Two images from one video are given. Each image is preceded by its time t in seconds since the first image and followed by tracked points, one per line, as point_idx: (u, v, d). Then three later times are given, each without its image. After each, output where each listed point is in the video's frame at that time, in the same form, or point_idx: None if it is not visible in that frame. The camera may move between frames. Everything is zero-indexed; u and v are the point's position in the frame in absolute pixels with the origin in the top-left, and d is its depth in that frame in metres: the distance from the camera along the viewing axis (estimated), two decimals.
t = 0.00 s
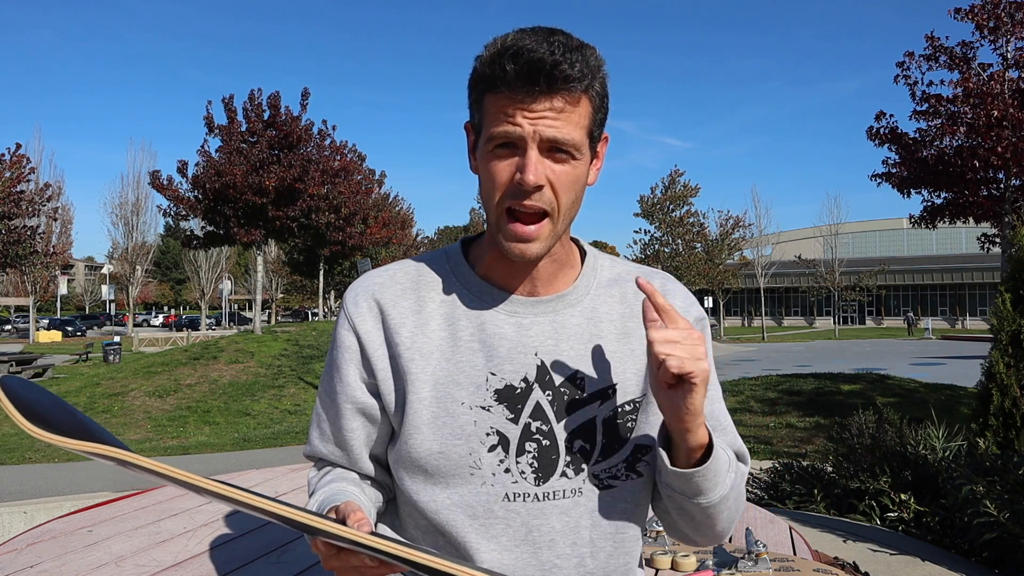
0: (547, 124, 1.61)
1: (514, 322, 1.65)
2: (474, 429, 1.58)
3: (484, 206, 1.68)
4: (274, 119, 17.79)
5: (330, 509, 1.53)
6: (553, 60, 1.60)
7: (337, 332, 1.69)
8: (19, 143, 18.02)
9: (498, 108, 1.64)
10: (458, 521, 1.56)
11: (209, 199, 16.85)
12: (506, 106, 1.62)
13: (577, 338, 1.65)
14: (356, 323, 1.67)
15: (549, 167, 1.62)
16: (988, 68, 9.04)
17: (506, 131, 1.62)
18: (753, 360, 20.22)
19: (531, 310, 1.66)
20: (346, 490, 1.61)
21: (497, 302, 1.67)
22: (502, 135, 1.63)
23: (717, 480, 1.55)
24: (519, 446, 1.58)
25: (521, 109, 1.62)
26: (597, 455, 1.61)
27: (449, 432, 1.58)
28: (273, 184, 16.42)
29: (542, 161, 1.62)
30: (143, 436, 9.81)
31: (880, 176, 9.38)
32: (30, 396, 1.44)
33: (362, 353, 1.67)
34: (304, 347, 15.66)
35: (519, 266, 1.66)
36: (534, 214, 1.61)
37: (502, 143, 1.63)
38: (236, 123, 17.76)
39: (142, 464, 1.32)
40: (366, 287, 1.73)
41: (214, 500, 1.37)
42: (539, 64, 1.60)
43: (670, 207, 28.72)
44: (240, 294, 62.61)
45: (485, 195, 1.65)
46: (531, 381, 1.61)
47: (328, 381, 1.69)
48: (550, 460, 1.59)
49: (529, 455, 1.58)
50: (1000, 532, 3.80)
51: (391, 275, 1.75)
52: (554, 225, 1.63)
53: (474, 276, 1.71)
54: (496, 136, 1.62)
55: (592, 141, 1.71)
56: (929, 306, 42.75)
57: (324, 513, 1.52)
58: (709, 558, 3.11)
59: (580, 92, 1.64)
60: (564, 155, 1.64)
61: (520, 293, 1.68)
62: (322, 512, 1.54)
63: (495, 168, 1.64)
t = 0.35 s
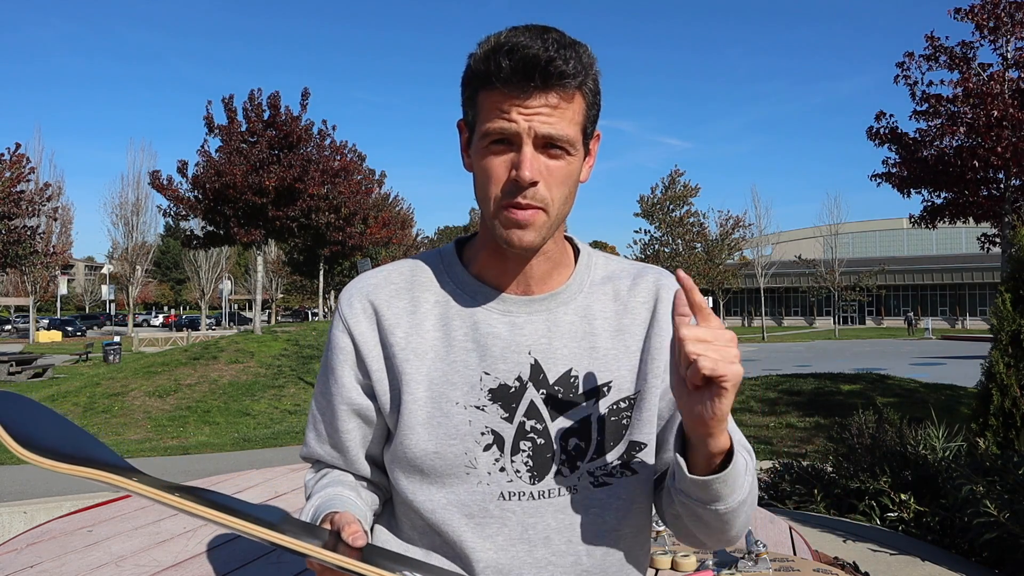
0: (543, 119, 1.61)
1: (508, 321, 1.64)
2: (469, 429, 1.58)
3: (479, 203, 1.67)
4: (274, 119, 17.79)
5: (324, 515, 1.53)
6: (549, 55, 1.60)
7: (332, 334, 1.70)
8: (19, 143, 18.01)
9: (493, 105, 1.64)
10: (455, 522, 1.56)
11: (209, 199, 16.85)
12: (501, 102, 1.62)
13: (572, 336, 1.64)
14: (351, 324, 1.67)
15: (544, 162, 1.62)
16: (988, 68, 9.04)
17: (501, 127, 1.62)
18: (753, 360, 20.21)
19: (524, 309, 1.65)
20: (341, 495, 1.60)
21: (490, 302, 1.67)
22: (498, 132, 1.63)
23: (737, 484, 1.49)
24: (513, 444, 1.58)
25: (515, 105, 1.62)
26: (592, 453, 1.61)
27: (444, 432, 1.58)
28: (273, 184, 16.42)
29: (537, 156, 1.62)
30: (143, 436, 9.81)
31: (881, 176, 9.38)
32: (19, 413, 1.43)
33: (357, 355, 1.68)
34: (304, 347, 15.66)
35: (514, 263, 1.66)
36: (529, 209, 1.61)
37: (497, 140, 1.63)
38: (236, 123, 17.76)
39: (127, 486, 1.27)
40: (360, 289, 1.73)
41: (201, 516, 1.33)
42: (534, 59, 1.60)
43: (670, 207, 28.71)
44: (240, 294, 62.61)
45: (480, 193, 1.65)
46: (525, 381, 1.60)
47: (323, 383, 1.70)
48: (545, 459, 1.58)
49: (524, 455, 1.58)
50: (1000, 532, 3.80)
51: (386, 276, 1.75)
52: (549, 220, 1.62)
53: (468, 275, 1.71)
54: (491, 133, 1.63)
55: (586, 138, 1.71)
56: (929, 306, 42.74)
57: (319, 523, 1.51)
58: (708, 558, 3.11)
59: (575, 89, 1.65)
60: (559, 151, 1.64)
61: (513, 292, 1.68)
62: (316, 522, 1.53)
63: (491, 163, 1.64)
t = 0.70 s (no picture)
0: (549, 125, 1.61)
1: (511, 323, 1.65)
2: (471, 431, 1.58)
3: (484, 206, 1.66)
4: (274, 119, 17.78)
5: (326, 515, 1.53)
6: (559, 61, 1.60)
7: (335, 335, 1.70)
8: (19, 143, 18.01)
9: (500, 109, 1.63)
10: (457, 524, 1.56)
11: (209, 199, 16.85)
12: (509, 106, 1.61)
13: (575, 339, 1.64)
14: (355, 326, 1.67)
15: (551, 167, 1.62)
16: (988, 68, 9.05)
17: (509, 132, 1.62)
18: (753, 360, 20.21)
19: (527, 311, 1.65)
20: (344, 494, 1.59)
21: (494, 304, 1.67)
22: (505, 136, 1.62)
23: (729, 491, 1.48)
24: (516, 446, 1.59)
25: (524, 111, 1.61)
26: (595, 455, 1.61)
27: (447, 435, 1.58)
28: (273, 184, 16.43)
29: (545, 162, 1.62)
30: (143, 436, 9.81)
31: (880, 176, 9.38)
32: (27, 406, 1.43)
33: (360, 356, 1.68)
34: (304, 347, 15.66)
35: (518, 268, 1.66)
36: (534, 213, 1.61)
37: (505, 144, 1.63)
38: (236, 123, 17.76)
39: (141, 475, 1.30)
40: (363, 289, 1.73)
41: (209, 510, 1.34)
42: (545, 64, 1.60)
43: (670, 207, 28.70)
44: (240, 295, 62.63)
45: (486, 198, 1.65)
46: (528, 382, 1.60)
47: (325, 384, 1.70)
48: (548, 461, 1.59)
49: (527, 457, 1.58)
50: (1000, 533, 3.80)
51: (389, 276, 1.75)
52: (555, 224, 1.62)
53: (471, 276, 1.71)
54: (498, 137, 1.62)
55: (591, 142, 1.71)
56: (929, 306, 42.74)
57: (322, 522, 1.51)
58: (708, 558, 3.10)
59: (582, 94, 1.65)
60: (565, 156, 1.64)
61: (516, 294, 1.68)
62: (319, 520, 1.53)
63: (498, 168, 1.63)
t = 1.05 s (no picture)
0: (544, 123, 1.62)
1: (506, 322, 1.64)
2: (466, 431, 1.58)
3: (478, 204, 1.66)
4: (274, 118, 17.78)
5: (326, 518, 1.53)
6: (554, 59, 1.61)
7: (332, 334, 1.70)
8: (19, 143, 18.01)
9: (494, 108, 1.64)
10: (453, 524, 1.56)
11: (209, 199, 16.84)
12: (505, 104, 1.62)
13: (570, 339, 1.64)
14: (350, 325, 1.68)
15: (545, 165, 1.62)
16: (988, 68, 9.05)
17: (503, 129, 1.62)
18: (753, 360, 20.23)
19: (522, 311, 1.65)
20: (344, 497, 1.59)
21: (490, 303, 1.66)
22: (500, 134, 1.63)
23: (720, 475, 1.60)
24: (511, 447, 1.59)
25: (518, 108, 1.62)
26: (591, 455, 1.61)
27: (442, 434, 1.59)
28: (273, 184, 16.43)
29: (539, 160, 1.62)
30: (143, 436, 9.81)
31: (880, 176, 9.39)
32: (24, 405, 1.43)
33: (356, 355, 1.68)
34: (304, 347, 15.66)
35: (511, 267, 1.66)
36: (528, 211, 1.61)
37: (499, 142, 1.63)
38: (236, 123, 17.76)
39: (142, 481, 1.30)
40: (359, 290, 1.73)
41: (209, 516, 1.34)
42: (540, 63, 1.61)
43: (670, 207, 28.73)
44: (240, 295, 62.67)
45: (480, 195, 1.65)
46: (523, 382, 1.61)
47: (323, 384, 1.70)
48: (543, 461, 1.59)
49: (522, 457, 1.58)
50: (1000, 532, 3.80)
51: (386, 276, 1.76)
52: (548, 222, 1.62)
53: (467, 276, 1.71)
54: (491, 135, 1.62)
55: (586, 142, 1.72)
56: (929, 306, 42.77)
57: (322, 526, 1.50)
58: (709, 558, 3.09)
59: (577, 95, 1.65)
60: (559, 155, 1.64)
61: (512, 293, 1.68)
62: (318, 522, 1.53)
63: (492, 164, 1.63)
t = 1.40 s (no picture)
0: (547, 125, 1.61)
1: (514, 324, 1.64)
2: (472, 432, 1.56)
3: (485, 208, 1.66)
4: (274, 118, 17.79)
5: (327, 513, 1.52)
6: (556, 59, 1.60)
7: (335, 330, 1.66)
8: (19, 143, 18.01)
9: (499, 110, 1.63)
10: (457, 524, 1.56)
11: (209, 199, 16.84)
12: (508, 106, 1.61)
13: (577, 343, 1.65)
14: (354, 323, 1.64)
15: (550, 167, 1.62)
16: (989, 68, 9.05)
17: (509, 131, 1.61)
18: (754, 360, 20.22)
19: (531, 314, 1.65)
20: (344, 493, 1.60)
21: (498, 304, 1.66)
22: (505, 136, 1.62)
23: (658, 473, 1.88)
24: (517, 449, 1.58)
25: (522, 109, 1.61)
26: (598, 462, 1.63)
27: (447, 434, 1.56)
28: (273, 184, 16.43)
29: (544, 161, 1.62)
30: (143, 436, 9.81)
31: (881, 176, 9.39)
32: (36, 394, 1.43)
33: (360, 352, 1.64)
34: (304, 347, 15.66)
35: (519, 268, 1.67)
36: (534, 215, 1.62)
37: (503, 144, 1.63)
38: (236, 123, 17.76)
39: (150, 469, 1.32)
40: (364, 287, 1.70)
41: (210, 504, 1.35)
42: (541, 64, 1.60)
43: (670, 207, 28.75)
44: (240, 295, 62.69)
45: (486, 197, 1.64)
46: (531, 385, 1.60)
47: (327, 381, 1.67)
48: (549, 465, 1.59)
49: (528, 459, 1.58)
50: (1000, 533, 3.79)
51: (392, 274, 1.73)
52: (555, 225, 1.63)
53: (474, 276, 1.70)
54: (497, 137, 1.61)
55: (592, 142, 1.72)
56: (929, 306, 42.78)
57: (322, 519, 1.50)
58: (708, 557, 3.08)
59: (580, 94, 1.65)
60: (563, 156, 1.64)
61: (519, 295, 1.68)
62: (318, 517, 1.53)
63: (498, 167, 1.63)
